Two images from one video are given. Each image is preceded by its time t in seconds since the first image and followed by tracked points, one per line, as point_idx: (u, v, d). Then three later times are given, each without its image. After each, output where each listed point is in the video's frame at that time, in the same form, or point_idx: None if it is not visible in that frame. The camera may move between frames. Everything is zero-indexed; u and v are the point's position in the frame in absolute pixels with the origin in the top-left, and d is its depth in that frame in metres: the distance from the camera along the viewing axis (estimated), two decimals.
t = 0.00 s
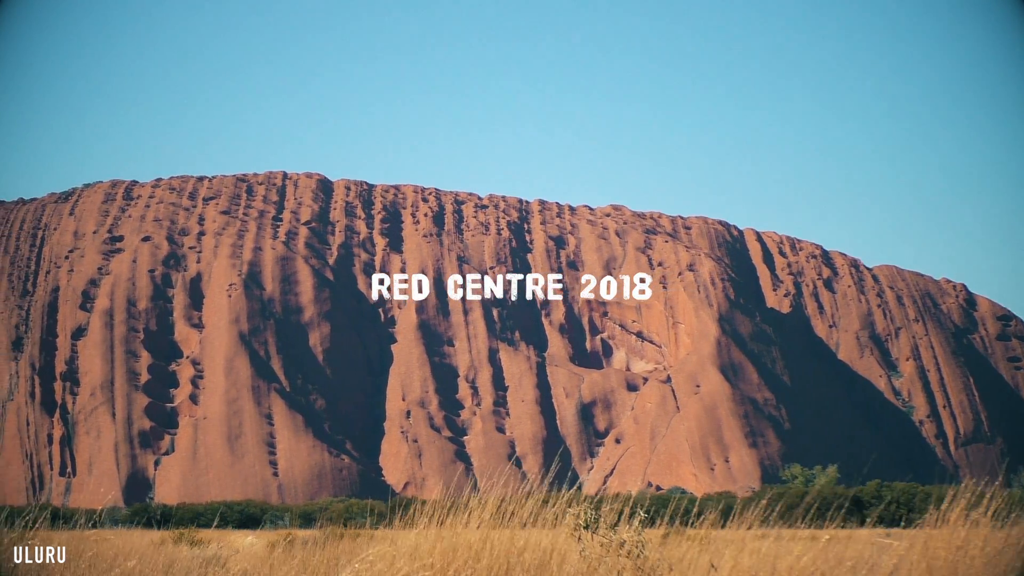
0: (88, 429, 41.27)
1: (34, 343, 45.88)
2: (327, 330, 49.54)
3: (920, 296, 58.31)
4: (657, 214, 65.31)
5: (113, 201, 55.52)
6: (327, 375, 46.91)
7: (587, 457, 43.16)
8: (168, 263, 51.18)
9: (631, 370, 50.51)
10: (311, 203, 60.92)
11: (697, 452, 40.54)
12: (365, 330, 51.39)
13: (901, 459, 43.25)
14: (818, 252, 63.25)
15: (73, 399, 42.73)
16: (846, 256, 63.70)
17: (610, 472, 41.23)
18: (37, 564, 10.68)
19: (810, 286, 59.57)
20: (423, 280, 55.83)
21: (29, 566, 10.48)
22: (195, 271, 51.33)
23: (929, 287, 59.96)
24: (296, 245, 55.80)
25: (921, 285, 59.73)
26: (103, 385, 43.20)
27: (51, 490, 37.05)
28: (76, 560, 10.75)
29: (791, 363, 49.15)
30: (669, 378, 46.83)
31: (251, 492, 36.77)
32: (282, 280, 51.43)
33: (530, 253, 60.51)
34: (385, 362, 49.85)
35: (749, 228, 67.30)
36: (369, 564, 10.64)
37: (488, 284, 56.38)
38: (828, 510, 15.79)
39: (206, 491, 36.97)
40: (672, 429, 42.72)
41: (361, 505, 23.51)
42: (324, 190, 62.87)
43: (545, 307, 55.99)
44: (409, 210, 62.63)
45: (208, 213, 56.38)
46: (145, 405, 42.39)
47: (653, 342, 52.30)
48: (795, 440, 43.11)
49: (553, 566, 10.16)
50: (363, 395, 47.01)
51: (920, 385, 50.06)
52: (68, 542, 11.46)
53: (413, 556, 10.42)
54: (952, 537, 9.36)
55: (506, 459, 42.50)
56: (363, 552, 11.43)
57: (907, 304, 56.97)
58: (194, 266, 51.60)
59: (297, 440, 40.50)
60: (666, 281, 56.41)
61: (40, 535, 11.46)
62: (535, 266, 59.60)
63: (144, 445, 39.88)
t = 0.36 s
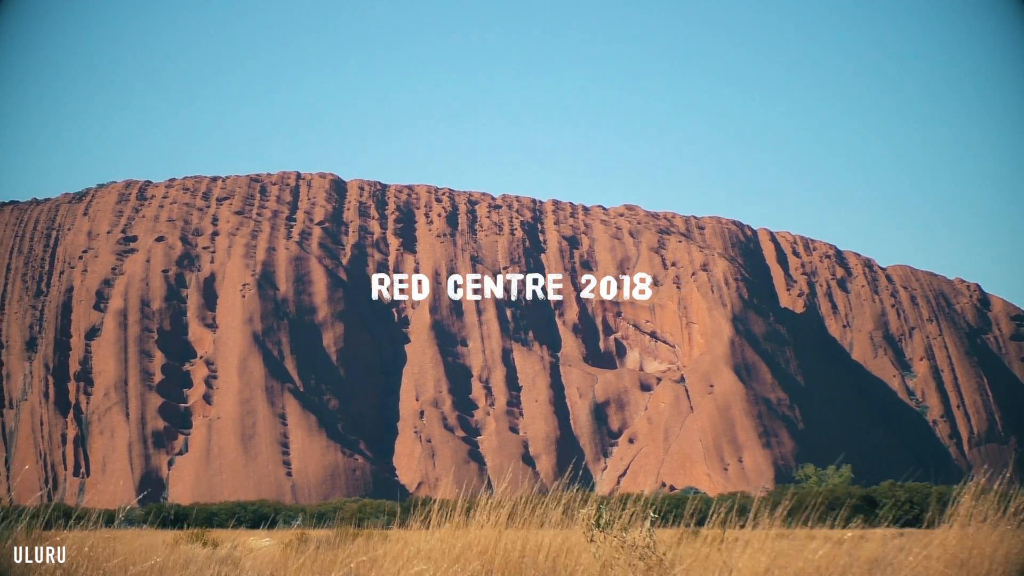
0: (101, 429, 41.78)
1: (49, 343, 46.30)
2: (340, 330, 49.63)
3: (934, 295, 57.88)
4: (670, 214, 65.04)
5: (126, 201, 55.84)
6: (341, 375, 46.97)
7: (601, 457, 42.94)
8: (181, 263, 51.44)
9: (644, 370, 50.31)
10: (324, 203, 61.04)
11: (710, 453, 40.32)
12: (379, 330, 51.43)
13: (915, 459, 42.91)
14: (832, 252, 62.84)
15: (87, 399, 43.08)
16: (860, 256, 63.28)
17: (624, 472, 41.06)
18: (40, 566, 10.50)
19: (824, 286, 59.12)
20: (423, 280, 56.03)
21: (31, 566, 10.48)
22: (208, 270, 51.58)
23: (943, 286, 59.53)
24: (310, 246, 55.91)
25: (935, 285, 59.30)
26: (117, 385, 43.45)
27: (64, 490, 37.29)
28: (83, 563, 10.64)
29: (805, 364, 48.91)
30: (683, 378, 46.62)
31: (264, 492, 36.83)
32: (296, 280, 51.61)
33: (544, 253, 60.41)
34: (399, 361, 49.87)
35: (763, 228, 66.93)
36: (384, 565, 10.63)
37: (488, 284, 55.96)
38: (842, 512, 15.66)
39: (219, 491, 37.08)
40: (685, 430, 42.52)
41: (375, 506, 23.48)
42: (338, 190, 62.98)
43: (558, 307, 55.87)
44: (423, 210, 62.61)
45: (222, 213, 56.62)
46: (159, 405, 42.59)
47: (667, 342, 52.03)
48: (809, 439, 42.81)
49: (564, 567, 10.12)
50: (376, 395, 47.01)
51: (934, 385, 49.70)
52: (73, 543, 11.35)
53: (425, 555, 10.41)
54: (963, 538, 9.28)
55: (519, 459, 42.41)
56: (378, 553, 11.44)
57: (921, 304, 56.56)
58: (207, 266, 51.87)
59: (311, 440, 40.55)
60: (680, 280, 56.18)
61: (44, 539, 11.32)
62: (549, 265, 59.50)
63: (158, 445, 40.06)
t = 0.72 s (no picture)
0: (118, 429, 41.98)
1: (65, 343, 46.95)
2: (357, 330, 49.72)
3: (952, 296, 57.34)
4: (687, 214, 64.65)
5: (144, 201, 56.24)
6: (357, 375, 47.10)
7: (618, 457, 42.81)
8: (199, 263, 51.74)
9: (662, 370, 50.10)
10: (341, 203, 61.17)
11: (728, 452, 40.05)
12: (396, 330, 51.51)
13: (933, 459, 42.46)
14: (849, 252, 62.29)
15: (105, 399, 43.48)
16: (877, 255, 62.71)
17: (641, 472, 40.91)
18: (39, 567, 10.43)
19: (841, 286, 58.58)
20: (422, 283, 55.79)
21: (29, 566, 10.44)
22: (225, 270, 51.94)
23: (960, 286, 58.94)
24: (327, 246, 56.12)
25: (952, 285, 58.73)
26: (134, 385, 43.81)
27: (82, 490, 37.67)
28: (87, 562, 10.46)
29: (823, 364, 48.63)
30: (700, 378, 46.38)
31: (281, 492, 36.98)
32: (313, 280, 51.85)
33: (561, 253, 60.23)
34: (416, 361, 49.92)
35: (780, 228, 66.44)
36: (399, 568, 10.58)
37: (488, 284, 55.50)
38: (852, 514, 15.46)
39: (236, 491, 37.22)
40: (702, 430, 42.27)
41: (392, 506, 23.51)
42: (355, 190, 63.07)
43: (575, 307, 55.66)
44: (440, 210, 62.55)
45: (239, 213, 56.94)
46: (176, 405, 42.87)
47: (684, 342, 51.70)
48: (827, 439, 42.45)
49: (581, 567, 10.02)
50: (394, 395, 47.01)
51: (951, 385, 49.37)
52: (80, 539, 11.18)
53: (441, 556, 10.35)
54: (977, 543, 9.16)
55: (536, 459, 42.30)
56: (395, 555, 11.42)
57: (938, 304, 56.04)
58: (224, 266, 52.14)
59: (328, 440, 40.65)
60: (696, 280, 55.88)
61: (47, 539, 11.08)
62: (566, 265, 59.36)
63: (175, 445, 40.31)
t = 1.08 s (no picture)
0: (133, 429, 42.17)
1: (80, 343, 47.22)
2: (371, 330, 49.82)
3: (966, 296, 56.95)
4: (702, 214, 64.34)
5: (158, 201, 56.58)
6: (372, 375, 47.12)
7: (633, 457, 42.61)
8: (213, 263, 52.07)
9: (675, 371, 49.89)
10: (356, 203, 61.29)
11: (742, 453, 39.85)
12: (410, 330, 51.60)
13: (947, 460, 42.22)
14: (864, 252, 61.82)
15: (119, 399, 43.88)
16: (892, 256, 62.26)
17: (655, 473, 40.73)
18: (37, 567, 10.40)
19: (855, 286, 58.18)
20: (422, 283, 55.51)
21: (29, 565, 10.45)
22: (240, 271, 52.29)
23: (974, 287, 58.57)
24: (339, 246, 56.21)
25: (966, 286, 58.34)
26: (149, 385, 44.09)
27: (97, 489, 37.93)
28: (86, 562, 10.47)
29: (837, 364, 48.38)
30: (714, 378, 46.34)
31: (296, 493, 37.09)
32: (328, 280, 52.12)
33: (575, 253, 60.10)
34: (430, 361, 49.98)
35: (795, 228, 65.99)
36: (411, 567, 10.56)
37: (488, 285, 55.30)
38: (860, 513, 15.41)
39: (251, 491, 37.37)
40: (717, 429, 42.08)
41: (405, 506, 23.57)
42: (369, 190, 63.13)
43: (591, 307, 55.53)
44: (454, 210, 62.55)
45: (253, 214, 57.20)
46: (190, 405, 43.06)
47: (698, 342, 51.36)
48: (842, 440, 42.28)
49: (596, 566, 10.08)
50: (408, 395, 47.04)
51: (965, 386, 48.88)
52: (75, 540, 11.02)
53: (454, 555, 10.35)
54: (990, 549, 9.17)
55: (550, 459, 42.21)
56: (411, 554, 11.42)
57: (953, 304, 55.62)
58: (239, 266, 52.49)
59: (343, 440, 40.75)
60: (711, 280, 55.65)
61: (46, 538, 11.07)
62: (580, 265, 59.19)
63: (190, 445, 40.49)
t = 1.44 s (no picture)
0: (150, 429, 42.60)
1: (97, 344, 47.41)
2: (387, 330, 49.95)
3: (983, 296, 56.43)
4: (719, 214, 64.03)
5: (175, 201, 56.98)
6: (389, 375, 47.16)
7: (649, 457, 42.50)
8: (230, 265, 52.35)
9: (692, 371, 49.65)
10: (372, 203, 61.46)
11: (758, 452, 39.64)
12: (427, 331, 51.67)
13: (965, 458, 41.76)
14: (881, 253, 61.33)
15: (137, 400, 44.11)
16: (909, 256, 61.69)
17: (672, 473, 40.56)
18: (38, 567, 10.41)
19: (872, 286, 57.74)
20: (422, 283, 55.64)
21: (28, 566, 10.43)
22: (257, 271, 52.54)
23: (992, 287, 58.03)
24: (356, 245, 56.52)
25: (984, 286, 57.72)
26: (166, 386, 44.45)
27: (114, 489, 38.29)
28: (87, 565, 10.47)
29: (854, 364, 48.09)
30: (731, 378, 46.10)
31: (312, 492, 37.28)
32: (344, 280, 52.32)
33: (592, 253, 59.94)
34: (447, 361, 50.00)
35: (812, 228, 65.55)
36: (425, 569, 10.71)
37: (488, 285, 55.62)
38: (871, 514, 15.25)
39: (268, 491, 37.62)
40: (733, 429, 41.85)
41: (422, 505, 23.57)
42: (386, 191, 63.26)
43: (608, 308, 55.47)
44: (471, 210, 62.59)
45: (270, 214, 57.51)
46: (207, 405, 43.32)
47: (715, 342, 51.18)
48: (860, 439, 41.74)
49: (611, 565, 10.23)
50: (425, 396, 47.12)
51: (983, 386, 48.48)
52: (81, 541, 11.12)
53: (470, 552, 10.51)
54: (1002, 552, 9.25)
55: (567, 459, 42.11)
56: (424, 554, 11.59)
57: (970, 304, 55.12)
58: (256, 267, 52.77)
59: (359, 440, 40.87)
60: (728, 280, 55.33)
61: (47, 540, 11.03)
62: (596, 266, 59.11)
63: (207, 445, 40.77)
